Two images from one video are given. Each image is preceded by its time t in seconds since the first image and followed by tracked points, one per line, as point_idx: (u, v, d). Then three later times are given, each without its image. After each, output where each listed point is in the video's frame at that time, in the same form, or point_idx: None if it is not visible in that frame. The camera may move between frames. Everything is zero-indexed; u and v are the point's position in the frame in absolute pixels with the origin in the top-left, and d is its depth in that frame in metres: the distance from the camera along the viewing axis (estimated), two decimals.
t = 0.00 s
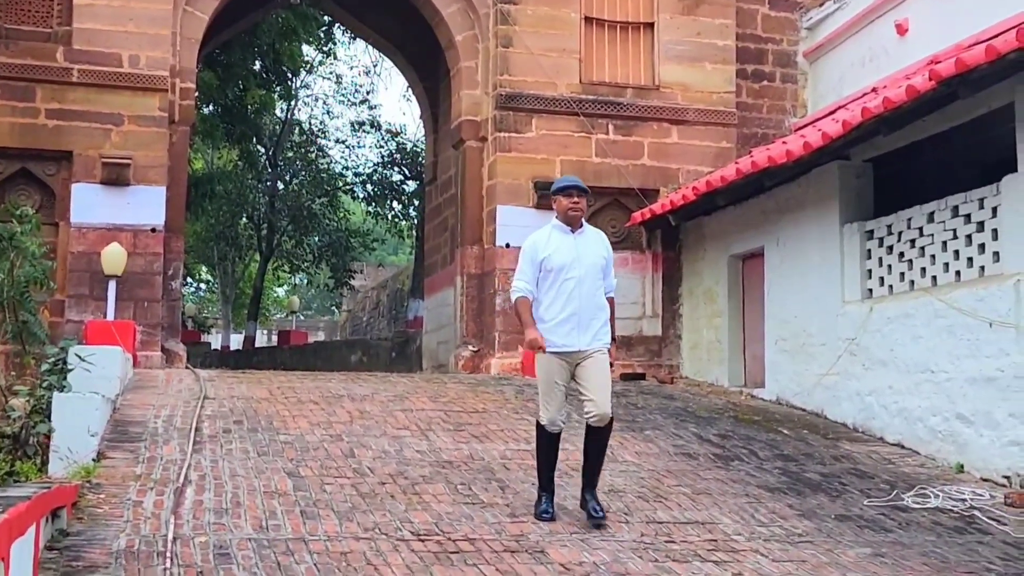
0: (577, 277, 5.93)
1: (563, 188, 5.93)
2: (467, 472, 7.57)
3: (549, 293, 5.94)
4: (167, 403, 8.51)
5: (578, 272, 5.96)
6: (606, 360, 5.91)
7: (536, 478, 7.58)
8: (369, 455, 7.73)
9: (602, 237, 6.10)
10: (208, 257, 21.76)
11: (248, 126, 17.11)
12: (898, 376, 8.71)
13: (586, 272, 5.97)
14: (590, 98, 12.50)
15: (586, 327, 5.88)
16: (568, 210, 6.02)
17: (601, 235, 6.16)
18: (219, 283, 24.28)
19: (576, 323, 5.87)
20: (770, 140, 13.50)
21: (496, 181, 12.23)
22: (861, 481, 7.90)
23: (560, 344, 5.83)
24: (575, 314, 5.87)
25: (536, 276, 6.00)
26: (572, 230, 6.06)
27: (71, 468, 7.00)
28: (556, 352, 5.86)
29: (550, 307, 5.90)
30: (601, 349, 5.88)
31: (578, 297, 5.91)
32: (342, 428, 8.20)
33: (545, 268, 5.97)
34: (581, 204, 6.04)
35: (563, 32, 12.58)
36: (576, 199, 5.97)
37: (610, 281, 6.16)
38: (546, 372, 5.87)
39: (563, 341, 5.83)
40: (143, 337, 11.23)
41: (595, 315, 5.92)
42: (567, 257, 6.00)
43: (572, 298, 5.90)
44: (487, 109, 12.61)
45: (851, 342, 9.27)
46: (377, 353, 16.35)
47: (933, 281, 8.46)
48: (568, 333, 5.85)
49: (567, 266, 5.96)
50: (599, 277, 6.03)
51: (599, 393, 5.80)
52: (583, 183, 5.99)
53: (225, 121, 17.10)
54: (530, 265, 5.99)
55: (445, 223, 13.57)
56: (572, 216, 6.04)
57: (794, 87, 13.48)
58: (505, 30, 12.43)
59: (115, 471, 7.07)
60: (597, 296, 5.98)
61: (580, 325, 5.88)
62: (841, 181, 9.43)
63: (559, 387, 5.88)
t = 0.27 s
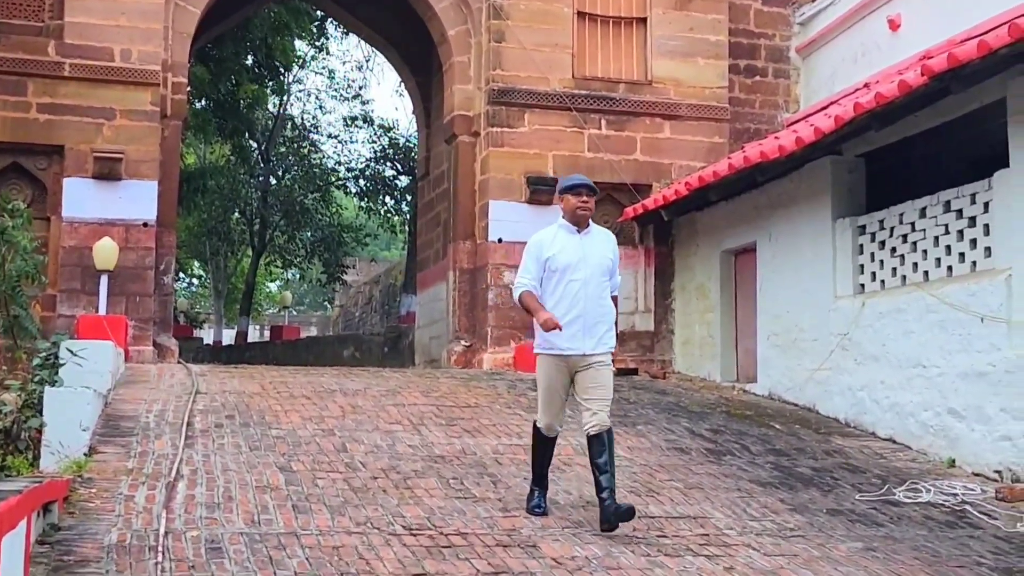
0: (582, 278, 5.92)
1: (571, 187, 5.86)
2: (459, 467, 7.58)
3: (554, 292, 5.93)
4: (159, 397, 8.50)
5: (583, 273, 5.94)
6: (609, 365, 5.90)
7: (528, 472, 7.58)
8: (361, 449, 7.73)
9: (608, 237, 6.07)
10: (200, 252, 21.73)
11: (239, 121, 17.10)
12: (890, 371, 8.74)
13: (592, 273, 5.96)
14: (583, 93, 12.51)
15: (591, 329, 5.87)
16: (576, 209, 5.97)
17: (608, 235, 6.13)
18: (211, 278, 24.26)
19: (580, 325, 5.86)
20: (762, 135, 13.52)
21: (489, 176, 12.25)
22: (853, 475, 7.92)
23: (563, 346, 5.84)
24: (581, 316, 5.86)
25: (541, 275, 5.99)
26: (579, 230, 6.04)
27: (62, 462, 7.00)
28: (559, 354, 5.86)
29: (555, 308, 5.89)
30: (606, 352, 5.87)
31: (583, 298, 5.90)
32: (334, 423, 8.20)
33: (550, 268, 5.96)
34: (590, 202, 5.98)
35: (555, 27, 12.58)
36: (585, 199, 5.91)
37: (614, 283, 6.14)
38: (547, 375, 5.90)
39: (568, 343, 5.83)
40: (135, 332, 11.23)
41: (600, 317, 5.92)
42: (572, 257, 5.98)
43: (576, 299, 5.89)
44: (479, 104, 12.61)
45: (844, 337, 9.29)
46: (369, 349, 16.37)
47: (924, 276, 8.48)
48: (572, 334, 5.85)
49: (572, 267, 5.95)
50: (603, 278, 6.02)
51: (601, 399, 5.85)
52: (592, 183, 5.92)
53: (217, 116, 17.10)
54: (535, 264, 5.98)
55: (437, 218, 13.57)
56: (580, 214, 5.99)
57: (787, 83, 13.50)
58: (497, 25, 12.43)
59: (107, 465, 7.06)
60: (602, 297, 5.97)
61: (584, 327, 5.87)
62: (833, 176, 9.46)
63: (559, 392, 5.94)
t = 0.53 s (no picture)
0: (590, 284, 5.69)
1: (581, 189, 5.66)
2: (450, 461, 7.58)
3: (561, 299, 5.70)
4: (149, 392, 8.49)
5: (591, 279, 5.72)
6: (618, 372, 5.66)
7: (520, 467, 7.58)
8: (352, 443, 7.73)
9: (618, 244, 5.86)
10: (192, 247, 21.72)
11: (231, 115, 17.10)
12: (881, 365, 8.77)
13: (600, 279, 5.73)
14: (575, 87, 12.52)
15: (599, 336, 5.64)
16: (586, 212, 5.77)
17: (618, 241, 5.92)
18: (202, 273, 24.25)
19: (588, 331, 5.63)
20: (754, 130, 13.54)
21: (480, 171, 12.27)
22: (844, 470, 7.93)
23: (570, 354, 5.61)
24: (588, 323, 5.63)
25: (548, 281, 5.77)
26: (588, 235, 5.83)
27: (54, 456, 6.98)
28: (567, 362, 5.63)
29: (561, 314, 5.66)
30: (614, 360, 5.65)
31: (591, 304, 5.67)
32: (326, 417, 8.20)
33: (557, 274, 5.75)
34: (600, 206, 5.78)
35: (546, 22, 12.59)
36: (594, 201, 5.71)
37: (625, 290, 5.91)
38: (552, 383, 5.68)
39: (573, 349, 5.60)
40: (126, 326, 11.25)
41: (608, 325, 5.69)
42: (580, 262, 5.77)
43: (585, 305, 5.66)
44: (470, 99, 12.61)
45: (835, 331, 9.32)
46: (361, 343, 16.39)
47: (916, 271, 8.51)
48: (580, 341, 5.62)
49: (580, 272, 5.73)
50: (612, 285, 5.80)
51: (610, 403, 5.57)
52: (603, 184, 5.72)
53: (208, 110, 17.12)
54: (541, 269, 5.76)
55: (428, 213, 13.57)
56: (589, 218, 5.78)
57: (778, 78, 13.52)
58: (488, 20, 12.43)
59: (97, 459, 7.05)
60: (611, 304, 5.74)
61: (593, 334, 5.63)
62: (825, 170, 9.47)
63: (563, 402, 5.70)
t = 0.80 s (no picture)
0: (592, 274, 5.54)
1: (586, 176, 5.50)
2: (441, 455, 7.58)
3: (562, 289, 5.56)
4: (139, 386, 8.49)
5: (593, 269, 5.58)
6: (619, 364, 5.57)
7: (510, 461, 7.59)
8: (342, 438, 7.73)
9: (622, 232, 5.70)
10: (182, 242, 21.70)
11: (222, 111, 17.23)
12: (872, 360, 8.80)
13: (602, 270, 5.59)
14: (566, 82, 12.54)
15: (600, 328, 5.52)
16: (590, 201, 5.60)
17: (622, 229, 5.76)
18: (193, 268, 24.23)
19: (590, 324, 5.50)
20: (745, 126, 13.56)
21: (472, 165, 12.27)
22: (834, 464, 7.95)
23: (571, 345, 5.48)
24: (589, 314, 5.50)
25: (549, 270, 5.62)
26: (591, 222, 5.66)
27: (43, 451, 6.97)
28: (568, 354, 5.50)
29: (561, 305, 5.53)
30: (615, 353, 5.54)
31: (593, 295, 5.54)
32: (316, 412, 8.20)
33: (558, 262, 5.59)
34: (605, 195, 5.62)
35: (538, 17, 12.60)
36: (599, 189, 5.54)
37: (628, 279, 5.76)
38: (558, 370, 5.48)
39: (574, 342, 5.48)
40: (116, 321, 11.25)
41: (610, 316, 5.57)
42: (582, 251, 5.61)
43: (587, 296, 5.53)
44: (462, 93, 12.60)
45: (825, 326, 9.36)
46: (352, 339, 16.41)
47: (906, 266, 8.55)
48: (581, 333, 5.49)
49: (582, 262, 5.58)
50: (615, 275, 5.66)
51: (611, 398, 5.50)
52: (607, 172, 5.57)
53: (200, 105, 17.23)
54: (542, 258, 5.61)
55: (420, 208, 13.57)
56: (593, 207, 5.62)
57: (769, 73, 13.53)
58: (480, 14, 12.43)
59: (87, 454, 7.04)
60: (612, 295, 5.61)
61: (594, 326, 5.51)
62: (815, 165, 9.55)
63: (573, 386, 5.48)
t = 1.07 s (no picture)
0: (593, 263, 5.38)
1: (587, 165, 5.36)
2: (432, 450, 7.59)
3: (563, 278, 5.38)
4: (129, 381, 8.49)
5: (595, 257, 5.41)
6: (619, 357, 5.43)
7: (500, 456, 7.60)
8: (333, 433, 7.73)
9: (624, 221, 5.55)
10: (173, 236, 21.67)
11: (213, 104, 17.51)
12: (862, 355, 8.84)
13: (603, 258, 5.42)
14: (557, 77, 12.54)
15: (602, 317, 5.35)
16: (591, 192, 5.45)
17: (623, 217, 5.60)
18: (183, 263, 24.21)
19: (591, 313, 5.33)
20: (736, 121, 13.58)
21: (462, 160, 12.28)
22: (824, 459, 7.96)
23: (573, 335, 5.29)
24: (590, 304, 5.33)
25: (548, 259, 5.45)
26: (592, 210, 5.49)
27: (32, 446, 6.97)
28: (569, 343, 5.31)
29: (561, 295, 5.35)
30: (616, 343, 5.37)
31: (595, 284, 5.37)
32: (306, 407, 8.19)
33: (559, 251, 5.42)
34: (606, 186, 5.47)
35: (529, 12, 12.59)
36: (601, 179, 5.40)
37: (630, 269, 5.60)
38: (563, 358, 5.27)
39: (574, 333, 5.30)
40: (106, 316, 11.27)
41: (611, 306, 5.39)
42: (583, 240, 5.44)
43: (588, 285, 5.36)
44: (453, 88, 12.59)
45: (816, 321, 9.39)
46: (342, 334, 16.43)
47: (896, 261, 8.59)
48: (582, 323, 5.32)
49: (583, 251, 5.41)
50: (617, 264, 5.49)
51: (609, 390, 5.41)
52: (609, 163, 5.44)
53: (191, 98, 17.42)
54: (542, 246, 5.43)
55: (410, 203, 13.57)
56: (594, 198, 5.46)
57: (760, 68, 13.54)
58: (471, 9, 12.42)
59: (77, 449, 7.03)
60: (614, 285, 5.44)
61: (596, 315, 5.34)
62: (807, 160, 9.55)
63: (580, 372, 5.29)
